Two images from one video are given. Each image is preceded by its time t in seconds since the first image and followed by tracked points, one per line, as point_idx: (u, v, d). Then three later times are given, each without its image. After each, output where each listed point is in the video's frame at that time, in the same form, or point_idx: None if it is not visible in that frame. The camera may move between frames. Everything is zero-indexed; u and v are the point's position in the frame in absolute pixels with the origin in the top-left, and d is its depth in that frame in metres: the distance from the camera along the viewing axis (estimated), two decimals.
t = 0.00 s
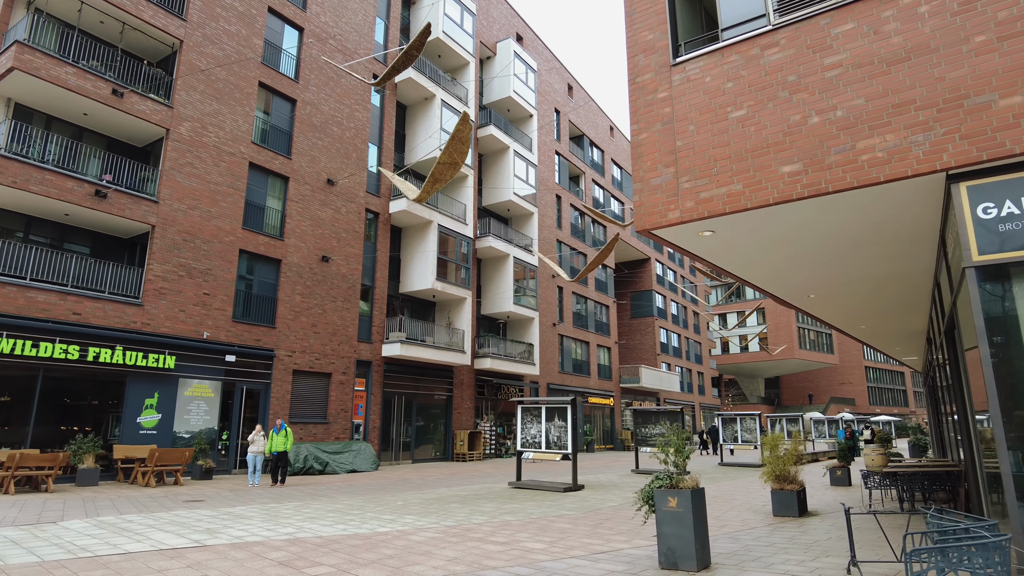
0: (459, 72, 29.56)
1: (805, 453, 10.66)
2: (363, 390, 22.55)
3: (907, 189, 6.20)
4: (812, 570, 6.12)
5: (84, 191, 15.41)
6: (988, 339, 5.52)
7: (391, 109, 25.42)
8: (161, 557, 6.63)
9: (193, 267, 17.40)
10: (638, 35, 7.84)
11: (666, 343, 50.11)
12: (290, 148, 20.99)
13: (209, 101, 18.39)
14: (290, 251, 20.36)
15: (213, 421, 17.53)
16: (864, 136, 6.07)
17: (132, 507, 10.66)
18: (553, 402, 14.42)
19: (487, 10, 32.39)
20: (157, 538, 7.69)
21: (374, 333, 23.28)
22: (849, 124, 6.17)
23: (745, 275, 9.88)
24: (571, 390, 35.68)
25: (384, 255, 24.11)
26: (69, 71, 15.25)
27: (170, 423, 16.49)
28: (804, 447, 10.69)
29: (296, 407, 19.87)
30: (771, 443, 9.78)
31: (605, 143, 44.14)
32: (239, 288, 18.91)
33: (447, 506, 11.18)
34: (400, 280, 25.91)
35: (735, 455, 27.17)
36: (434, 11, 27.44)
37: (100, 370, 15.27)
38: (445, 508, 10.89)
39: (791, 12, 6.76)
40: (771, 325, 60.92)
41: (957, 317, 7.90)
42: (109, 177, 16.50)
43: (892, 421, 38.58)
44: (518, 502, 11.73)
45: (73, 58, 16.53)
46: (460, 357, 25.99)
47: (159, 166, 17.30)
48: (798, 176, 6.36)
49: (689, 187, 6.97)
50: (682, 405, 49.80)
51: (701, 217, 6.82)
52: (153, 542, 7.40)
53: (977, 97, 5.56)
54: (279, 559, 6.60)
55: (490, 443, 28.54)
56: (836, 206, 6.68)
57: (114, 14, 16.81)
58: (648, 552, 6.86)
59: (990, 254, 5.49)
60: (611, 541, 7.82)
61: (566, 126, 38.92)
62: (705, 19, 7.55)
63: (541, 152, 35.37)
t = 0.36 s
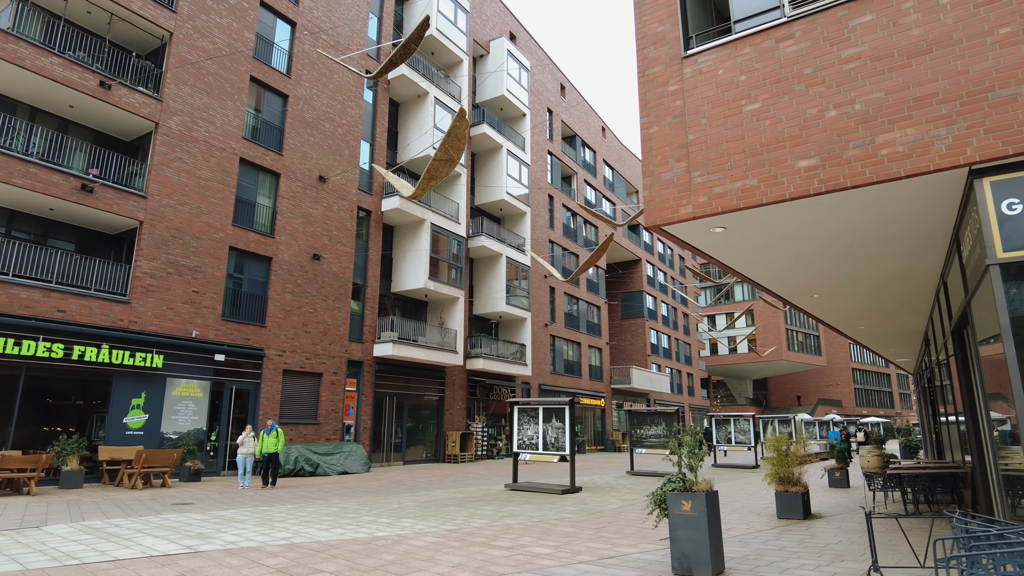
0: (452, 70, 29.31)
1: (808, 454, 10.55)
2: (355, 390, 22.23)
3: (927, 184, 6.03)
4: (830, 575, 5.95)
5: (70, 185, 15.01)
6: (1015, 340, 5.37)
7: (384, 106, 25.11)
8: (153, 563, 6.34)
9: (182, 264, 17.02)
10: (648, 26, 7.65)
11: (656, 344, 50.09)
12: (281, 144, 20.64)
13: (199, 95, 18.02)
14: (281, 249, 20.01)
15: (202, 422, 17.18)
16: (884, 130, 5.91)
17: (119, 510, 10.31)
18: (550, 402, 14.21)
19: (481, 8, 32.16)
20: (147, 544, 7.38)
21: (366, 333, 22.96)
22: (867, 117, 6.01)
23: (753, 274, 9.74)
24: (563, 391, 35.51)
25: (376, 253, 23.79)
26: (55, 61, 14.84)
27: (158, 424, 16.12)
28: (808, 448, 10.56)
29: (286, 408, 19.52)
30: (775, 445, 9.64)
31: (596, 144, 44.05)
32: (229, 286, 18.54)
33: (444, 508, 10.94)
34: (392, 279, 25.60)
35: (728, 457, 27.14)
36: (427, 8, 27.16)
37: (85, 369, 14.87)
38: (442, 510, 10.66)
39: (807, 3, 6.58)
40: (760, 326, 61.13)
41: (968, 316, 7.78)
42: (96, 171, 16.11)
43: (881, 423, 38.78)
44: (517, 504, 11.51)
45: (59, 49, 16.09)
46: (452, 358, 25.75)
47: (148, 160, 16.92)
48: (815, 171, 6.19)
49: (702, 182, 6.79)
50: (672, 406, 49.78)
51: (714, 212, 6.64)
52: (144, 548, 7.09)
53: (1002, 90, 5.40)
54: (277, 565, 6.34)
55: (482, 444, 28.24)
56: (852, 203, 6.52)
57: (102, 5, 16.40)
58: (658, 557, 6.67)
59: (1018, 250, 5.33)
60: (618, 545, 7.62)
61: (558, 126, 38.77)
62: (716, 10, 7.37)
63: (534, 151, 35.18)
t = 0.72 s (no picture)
0: (439, 66, 29.01)
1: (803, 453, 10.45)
2: (338, 390, 21.84)
3: (937, 179, 5.92)
4: None
5: (44, 176, 14.49)
6: None
7: (369, 101, 24.73)
8: (132, 571, 6.00)
9: (161, 259, 16.54)
10: (650, 16, 7.47)
11: (640, 344, 50.17)
12: (264, 138, 20.20)
13: (180, 86, 17.54)
14: (263, 245, 19.56)
15: (181, 422, 16.73)
16: (894, 122, 5.79)
17: (94, 513, 9.90)
18: (540, 402, 14.00)
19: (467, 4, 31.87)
20: (125, 549, 7.02)
21: (350, 331, 22.57)
22: (877, 110, 5.89)
23: (751, 271, 9.63)
24: (548, 390, 35.35)
25: (360, 250, 23.40)
26: (29, 48, 14.31)
27: (135, 423, 15.63)
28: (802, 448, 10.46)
29: (268, 407, 19.09)
30: (770, 446, 9.51)
31: (582, 144, 43.98)
32: (209, 282, 18.06)
33: (434, 510, 10.68)
34: (376, 276, 25.22)
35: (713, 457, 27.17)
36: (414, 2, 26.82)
37: (59, 367, 14.35)
38: (432, 512, 10.40)
39: None
40: (741, 327, 61.57)
41: (969, 315, 7.71)
42: (72, 163, 15.57)
43: (862, 423, 39.18)
44: (507, 505, 11.28)
45: (34, 34, 15.53)
46: (437, 357, 25.44)
47: (126, 152, 16.41)
48: (823, 164, 6.06)
49: (706, 175, 6.63)
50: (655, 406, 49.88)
51: (719, 206, 6.48)
52: (122, 554, 6.73)
53: (1016, 83, 5.30)
54: (264, 571, 6.05)
55: (466, 445, 27.94)
56: (859, 198, 6.40)
57: None
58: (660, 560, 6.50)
59: None
60: (616, 548, 7.44)
61: (545, 125, 38.61)
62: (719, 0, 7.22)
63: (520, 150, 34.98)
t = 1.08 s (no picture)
0: (426, 62, 28.65)
1: (799, 453, 10.26)
2: (321, 389, 21.42)
3: (949, 173, 5.76)
4: None
5: (16, 167, 13.95)
6: None
7: (355, 95, 24.31)
8: None
9: (140, 254, 16.04)
10: (653, 4, 7.25)
11: (625, 344, 50.15)
12: (247, 131, 19.72)
13: (161, 77, 17.04)
14: (246, 241, 19.08)
15: (160, 422, 16.25)
16: (908, 114, 5.61)
17: (68, 518, 9.46)
18: (530, 402, 13.75)
19: None
20: (100, 558, 6.64)
21: (334, 330, 22.14)
22: (890, 101, 5.71)
23: (750, 269, 9.47)
24: (534, 390, 35.13)
25: (345, 247, 22.98)
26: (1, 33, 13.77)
27: (112, 424, 15.14)
28: (799, 448, 10.30)
29: (250, 407, 18.63)
30: (766, 447, 9.29)
31: (568, 143, 43.82)
32: (190, 279, 17.58)
33: (423, 513, 10.39)
34: (361, 274, 24.81)
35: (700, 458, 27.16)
36: None
37: (32, 366, 13.83)
38: (421, 515, 10.10)
39: None
40: (724, 326, 61.88)
41: (974, 313, 7.60)
42: (47, 154, 15.02)
43: (844, 423, 39.49)
44: (498, 507, 11.02)
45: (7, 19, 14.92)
46: (423, 356, 25.10)
47: (103, 143, 15.88)
48: (833, 157, 5.88)
49: (713, 167, 6.42)
50: (639, 406, 49.90)
51: (725, 199, 6.28)
52: (97, 563, 6.36)
53: None
54: None
55: (452, 445, 27.60)
56: (868, 193, 6.23)
57: None
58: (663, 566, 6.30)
59: None
60: (616, 553, 7.23)
61: (532, 123, 38.38)
62: None
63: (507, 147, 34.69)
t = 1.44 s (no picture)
0: (413, 55, 28.29)
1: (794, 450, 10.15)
2: (305, 386, 21.01)
3: (966, 161, 5.61)
4: None
5: None
6: None
7: (342, 87, 23.90)
8: None
9: (120, 247, 15.56)
10: None
11: (610, 342, 50.11)
12: (231, 122, 19.26)
13: (142, 64, 16.55)
14: (229, 234, 18.62)
15: (139, 419, 15.78)
16: (924, 102, 5.46)
17: (43, 519, 9.06)
18: (521, 398, 13.53)
19: None
20: (77, 561, 6.30)
21: (319, 326, 21.73)
22: (905, 89, 5.56)
23: (749, 265, 9.31)
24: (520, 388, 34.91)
25: (330, 242, 22.57)
26: None
27: (88, 421, 14.66)
28: (794, 445, 10.16)
29: (232, 405, 18.19)
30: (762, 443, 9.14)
31: (556, 140, 43.64)
32: (171, 272, 17.10)
33: (413, 512, 10.10)
34: (347, 270, 24.41)
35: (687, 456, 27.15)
36: None
37: (5, 361, 13.32)
38: (412, 514, 9.82)
39: None
40: (708, 326, 62.14)
41: (981, 307, 7.48)
42: (22, 141, 14.47)
43: (827, 421, 39.78)
44: (490, 506, 10.77)
45: None
46: (409, 353, 24.76)
47: (81, 131, 15.37)
48: (846, 146, 5.71)
49: (721, 156, 6.24)
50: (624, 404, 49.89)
51: (734, 188, 6.10)
52: (73, 567, 6.02)
53: None
54: None
55: (437, 443, 27.27)
56: (880, 184, 6.08)
57: None
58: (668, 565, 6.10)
59: None
60: (616, 552, 7.02)
61: (519, 120, 38.11)
62: None
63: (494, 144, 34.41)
